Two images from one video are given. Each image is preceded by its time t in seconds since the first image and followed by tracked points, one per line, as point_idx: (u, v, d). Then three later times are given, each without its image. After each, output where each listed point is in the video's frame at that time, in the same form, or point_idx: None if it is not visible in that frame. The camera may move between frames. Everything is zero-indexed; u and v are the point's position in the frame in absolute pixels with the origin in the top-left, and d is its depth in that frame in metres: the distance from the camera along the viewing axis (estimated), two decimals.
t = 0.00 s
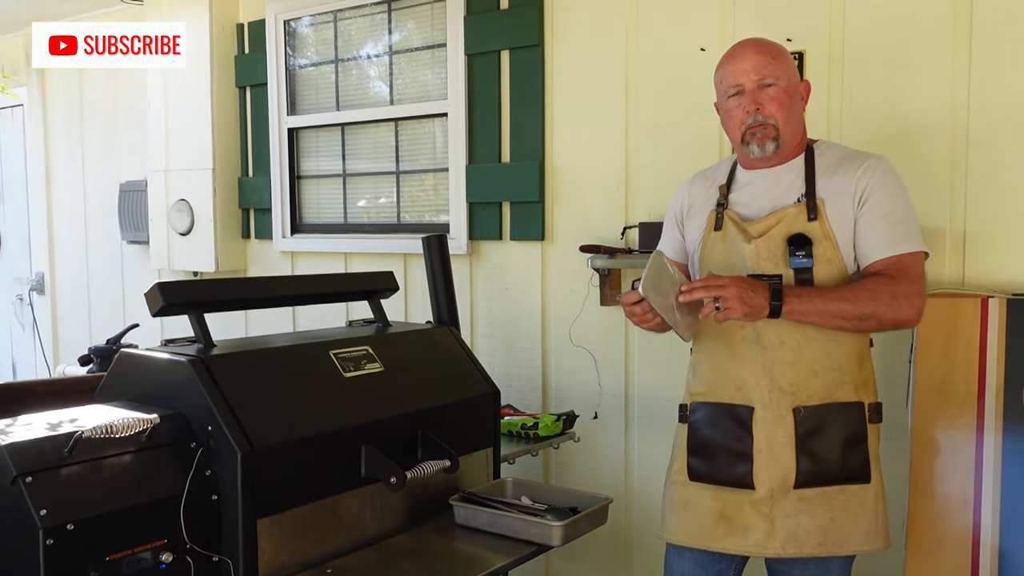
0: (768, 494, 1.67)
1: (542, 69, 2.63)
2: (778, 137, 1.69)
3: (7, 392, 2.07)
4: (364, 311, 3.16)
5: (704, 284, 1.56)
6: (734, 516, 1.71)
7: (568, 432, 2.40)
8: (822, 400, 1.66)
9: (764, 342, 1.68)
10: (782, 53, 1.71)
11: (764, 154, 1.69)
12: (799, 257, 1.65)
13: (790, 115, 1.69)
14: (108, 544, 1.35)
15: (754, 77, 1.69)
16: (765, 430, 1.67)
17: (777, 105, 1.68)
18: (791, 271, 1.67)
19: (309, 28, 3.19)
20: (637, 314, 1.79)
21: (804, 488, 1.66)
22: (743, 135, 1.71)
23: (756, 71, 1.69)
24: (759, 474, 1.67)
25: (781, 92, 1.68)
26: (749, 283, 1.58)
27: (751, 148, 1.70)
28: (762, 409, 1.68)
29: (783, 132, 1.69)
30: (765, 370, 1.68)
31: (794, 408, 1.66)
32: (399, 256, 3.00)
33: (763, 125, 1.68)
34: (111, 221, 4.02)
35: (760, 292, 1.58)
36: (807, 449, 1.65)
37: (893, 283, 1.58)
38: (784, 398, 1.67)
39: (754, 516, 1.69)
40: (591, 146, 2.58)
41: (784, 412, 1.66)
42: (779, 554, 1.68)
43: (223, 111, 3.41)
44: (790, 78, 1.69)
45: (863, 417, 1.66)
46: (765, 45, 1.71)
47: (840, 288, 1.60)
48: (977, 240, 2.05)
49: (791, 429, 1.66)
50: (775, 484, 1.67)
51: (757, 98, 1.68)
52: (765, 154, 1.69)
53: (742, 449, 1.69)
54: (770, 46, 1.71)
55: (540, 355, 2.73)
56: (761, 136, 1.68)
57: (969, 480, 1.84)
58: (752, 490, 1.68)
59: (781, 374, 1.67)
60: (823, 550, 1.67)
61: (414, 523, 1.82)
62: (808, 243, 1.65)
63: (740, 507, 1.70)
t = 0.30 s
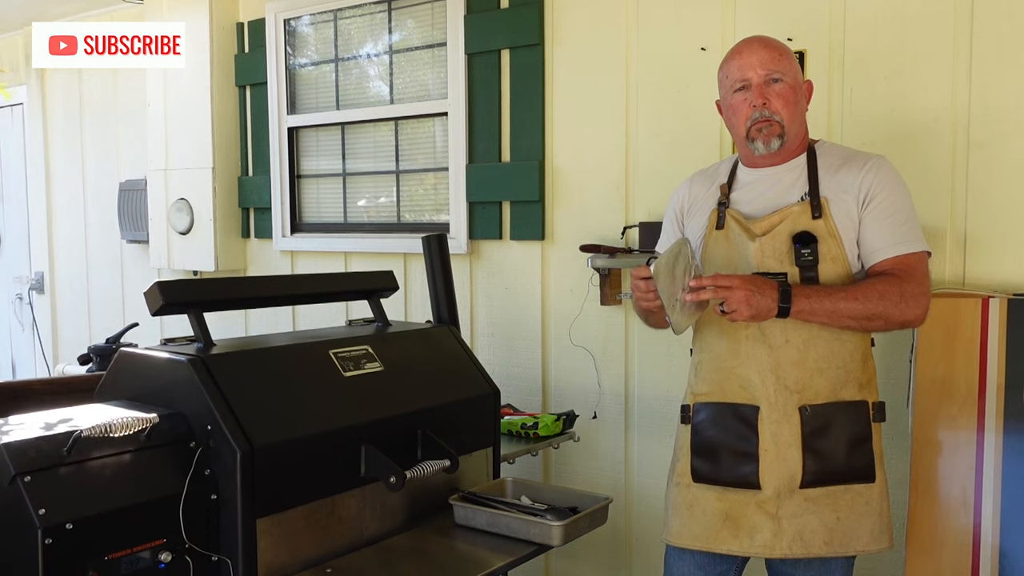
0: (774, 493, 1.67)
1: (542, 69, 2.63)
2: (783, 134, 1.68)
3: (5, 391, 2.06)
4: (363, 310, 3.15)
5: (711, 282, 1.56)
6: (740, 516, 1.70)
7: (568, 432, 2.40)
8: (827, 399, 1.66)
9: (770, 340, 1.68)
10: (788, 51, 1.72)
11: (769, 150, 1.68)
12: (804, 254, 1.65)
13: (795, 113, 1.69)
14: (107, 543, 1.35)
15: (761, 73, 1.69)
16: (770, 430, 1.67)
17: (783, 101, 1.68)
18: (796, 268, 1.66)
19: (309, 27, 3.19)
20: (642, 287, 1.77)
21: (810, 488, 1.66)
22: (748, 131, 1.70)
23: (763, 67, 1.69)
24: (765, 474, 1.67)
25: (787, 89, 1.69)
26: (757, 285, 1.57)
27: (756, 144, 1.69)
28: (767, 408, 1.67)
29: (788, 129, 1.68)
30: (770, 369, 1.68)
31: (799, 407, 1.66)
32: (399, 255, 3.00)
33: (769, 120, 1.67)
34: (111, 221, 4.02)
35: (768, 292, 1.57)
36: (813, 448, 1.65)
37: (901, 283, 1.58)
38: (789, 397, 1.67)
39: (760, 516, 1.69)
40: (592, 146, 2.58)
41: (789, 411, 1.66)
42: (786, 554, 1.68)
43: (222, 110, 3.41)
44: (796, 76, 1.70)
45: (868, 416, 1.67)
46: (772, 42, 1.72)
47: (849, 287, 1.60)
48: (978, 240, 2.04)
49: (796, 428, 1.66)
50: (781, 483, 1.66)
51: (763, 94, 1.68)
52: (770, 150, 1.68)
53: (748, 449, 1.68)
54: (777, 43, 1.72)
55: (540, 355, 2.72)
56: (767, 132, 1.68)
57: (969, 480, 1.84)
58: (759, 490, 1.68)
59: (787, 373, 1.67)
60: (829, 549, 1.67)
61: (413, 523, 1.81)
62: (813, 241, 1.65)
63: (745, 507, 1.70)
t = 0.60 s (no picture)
0: (777, 493, 1.67)
1: (543, 68, 2.63)
2: (788, 132, 1.68)
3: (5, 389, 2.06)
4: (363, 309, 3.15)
5: (725, 288, 1.56)
6: (742, 516, 1.70)
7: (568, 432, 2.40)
8: (830, 399, 1.66)
9: (773, 339, 1.68)
10: (794, 49, 1.72)
11: (772, 149, 1.69)
12: (808, 254, 1.64)
13: (800, 111, 1.69)
14: (106, 542, 1.35)
15: (766, 71, 1.69)
16: (773, 430, 1.67)
17: (788, 100, 1.68)
18: (800, 267, 1.66)
19: (309, 25, 3.19)
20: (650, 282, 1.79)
21: (812, 488, 1.66)
22: (752, 129, 1.70)
23: (769, 65, 1.69)
24: (768, 474, 1.67)
25: (793, 87, 1.68)
26: (771, 291, 1.57)
27: (760, 142, 1.69)
28: (770, 408, 1.67)
29: (793, 127, 1.68)
30: (773, 368, 1.68)
31: (802, 407, 1.66)
32: (398, 254, 3.00)
33: (774, 119, 1.68)
34: (111, 219, 4.01)
35: (783, 297, 1.58)
36: (815, 448, 1.65)
37: (911, 285, 1.59)
38: (793, 396, 1.66)
39: (762, 516, 1.68)
40: (592, 145, 2.57)
41: (792, 411, 1.66)
42: (788, 554, 1.68)
43: (222, 109, 3.41)
44: (802, 74, 1.70)
45: (870, 416, 1.67)
46: (778, 40, 1.71)
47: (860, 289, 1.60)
48: (978, 240, 2.04)
49: (799, 428, 1.65)
50: (784, 483, 1.66)
51: (768, 92, 1.68)
52: (773, 149, 1.69)
53: (750, 449, 1.68)
54: (783, 41, 1.71)
55: (540, 354, 2.72)
56: (771, 130, 1.68)
57: (969, 480, 1.83)
58: (761, 490, 1.68)
59: (790, 372, 1.67)
60: (831, 549, 1.67)
61: (413, 522, 1.81)
62: (817, 240, 1.65)
63: (747, 507, 1.70)
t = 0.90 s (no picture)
0: (779, 493, 1.67)
1: (542, 67, 2.63)
2: (790, 131, 1.68)
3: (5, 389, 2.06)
4: (363, 308, 3.15)
5: (776, 295, 1.57)
6: (743, 517, 1.70)
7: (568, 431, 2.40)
8: (832, 399, 1.66)
9: (776, 340, 1.68)
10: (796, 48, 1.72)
11: (774, 147, 1.69)
12: (812, 254, 1.65)
13: (802, 111, 1.69)
14: (106, 542, 1.35)
15: (769, 70, 1.69)
16: (775, 430, 1.67)
17: (791, 99, 1.68)
18: (804, 267, 1.66)
19: (308, 24, 3.19)
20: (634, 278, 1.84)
21: (814, 487, 1.66)
22: (753, 128, 1.70)
23: (772, 64, 1.69)
24: (770, 474, 1.67)
25: (795, 86, 1.68)
26: (821, 295, 1.57)
27: (761, 141, 1.69)
28: (773, 408, 1.67)
29: (794, 127, 1.68)
30: (776, 369, 1.68)
31: (805, 407, 1.66)
32: (398, 253, 3.00)
33: (776, 118, 1.68)
34: (110, 218, 4.01)
35: (830, 300, 1.58)
36: (818, 448, 1.65)
37: (934, 285, 1.62)
38: (795, 397, 1.67)
39: (764, 516, 1.68)
40: (591, 145, 2.58)
41: (795, 411, 1.66)
42: (790, 554, 1.68)
43: (222, 108, 3.41)
44: (805, 74, 1.70)
45: (872, 416, 1.67)
46: (781, 39, 1.71)
47: (890, 291, 1.61)
48: (977, 239, 2.04)
49: (801, 428, 1.66)
50: (786, 483, 1.66)
51: (770, 91, 1.68)
52: (775, 148, 1.69)
53: (752, 449, 1.68)
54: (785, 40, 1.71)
55: (540, 353, 2.72)
56: (773, 129, 1.68)
57: (970, 479, 1.84)
58: (763, 490, 1.68)
59: (792, 373, 1.67)
60: (832, 549, 1.68)
61: (414, 521, 1.81)
62: (821, 241, 1.65)
63: (749, 507, 1.70)
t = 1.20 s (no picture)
0: (779, 494, 1.67)
1: (542, 67, 2.63)
2: (789, 132, 1.68)
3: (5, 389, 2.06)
4: (363, 308, 3.16)
5: (787, 295, 1.57)
6: (744, 517, 1.70)
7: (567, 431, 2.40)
8: (832, 399, 1.67)
9: (776, 340, 1.68)
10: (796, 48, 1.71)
11: (772, 149, 1.69)
12: (813, 254, 1.65)
13: (801, 112, 1.69)
14: (107, 541, 1.35)
15: (768, 70, 1.69)
16: (776, 430, 1.67)
17: (790, 100, 1.68)
18: (804, 268, 1.66)
19: (308, 24, 3.19)
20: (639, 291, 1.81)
21: (814, 488, 1.66)
22: (752, 128, 1.70)
23: (771, 64, 1.69)
24: (770, 474, 1.67)
25: (794, 87, 1.69)
26: (833, 295, 1.57)
27: (759, 142, 1.70)
28: (773, 408, 1.68)
29: (793, 128, 1.69)
30: (776, 370, 1.68)
31: (805, 408, 1.66)
32: (398, 253, 3.00)
33: (774, 119, 1.68)
34: (110, 218, 4.01)
35: (839, 297, 1.57)
36: (818, 448, 1.66)
37: (939, 283, 1.63)
38: (795, 397, 1.67)
39: (765, 517, 1.69)
40: (591, 145, 2.58)
41: (795, 411, 1.67)
42: (790, 554, 1.68)
43: (221, 108, 3.41)
44: (805, 74, 1.70)
45: (871, 416, 1.67)
46: (781, 38, 1.71)
47: (897, 289, 1.61)
48: (976, 239, 2.05)
49: (801, 428, 1.66)
50: (786, 484, 1.67)
51: (769, 92, 1.68)
52: (773, 149, 1.69)
53: (753, 449, 1.68)
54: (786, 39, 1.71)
55: (540, 353, 2.73)
56: (771, 130, 1.68)
57: (969, 479, 1.84)
58: (764, 490, 1.68)
59: (793, 373, 1.67)
60: (832, 549, 1.68)
61: (414, 521, 1.82)
62: (821, 241, 1.65)
63: (749, 508, 1.70)
